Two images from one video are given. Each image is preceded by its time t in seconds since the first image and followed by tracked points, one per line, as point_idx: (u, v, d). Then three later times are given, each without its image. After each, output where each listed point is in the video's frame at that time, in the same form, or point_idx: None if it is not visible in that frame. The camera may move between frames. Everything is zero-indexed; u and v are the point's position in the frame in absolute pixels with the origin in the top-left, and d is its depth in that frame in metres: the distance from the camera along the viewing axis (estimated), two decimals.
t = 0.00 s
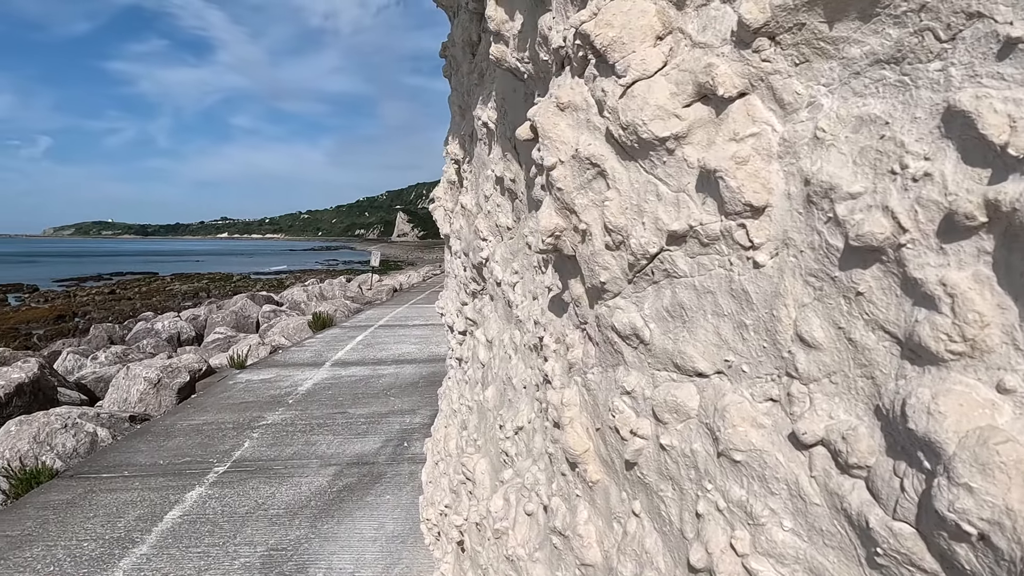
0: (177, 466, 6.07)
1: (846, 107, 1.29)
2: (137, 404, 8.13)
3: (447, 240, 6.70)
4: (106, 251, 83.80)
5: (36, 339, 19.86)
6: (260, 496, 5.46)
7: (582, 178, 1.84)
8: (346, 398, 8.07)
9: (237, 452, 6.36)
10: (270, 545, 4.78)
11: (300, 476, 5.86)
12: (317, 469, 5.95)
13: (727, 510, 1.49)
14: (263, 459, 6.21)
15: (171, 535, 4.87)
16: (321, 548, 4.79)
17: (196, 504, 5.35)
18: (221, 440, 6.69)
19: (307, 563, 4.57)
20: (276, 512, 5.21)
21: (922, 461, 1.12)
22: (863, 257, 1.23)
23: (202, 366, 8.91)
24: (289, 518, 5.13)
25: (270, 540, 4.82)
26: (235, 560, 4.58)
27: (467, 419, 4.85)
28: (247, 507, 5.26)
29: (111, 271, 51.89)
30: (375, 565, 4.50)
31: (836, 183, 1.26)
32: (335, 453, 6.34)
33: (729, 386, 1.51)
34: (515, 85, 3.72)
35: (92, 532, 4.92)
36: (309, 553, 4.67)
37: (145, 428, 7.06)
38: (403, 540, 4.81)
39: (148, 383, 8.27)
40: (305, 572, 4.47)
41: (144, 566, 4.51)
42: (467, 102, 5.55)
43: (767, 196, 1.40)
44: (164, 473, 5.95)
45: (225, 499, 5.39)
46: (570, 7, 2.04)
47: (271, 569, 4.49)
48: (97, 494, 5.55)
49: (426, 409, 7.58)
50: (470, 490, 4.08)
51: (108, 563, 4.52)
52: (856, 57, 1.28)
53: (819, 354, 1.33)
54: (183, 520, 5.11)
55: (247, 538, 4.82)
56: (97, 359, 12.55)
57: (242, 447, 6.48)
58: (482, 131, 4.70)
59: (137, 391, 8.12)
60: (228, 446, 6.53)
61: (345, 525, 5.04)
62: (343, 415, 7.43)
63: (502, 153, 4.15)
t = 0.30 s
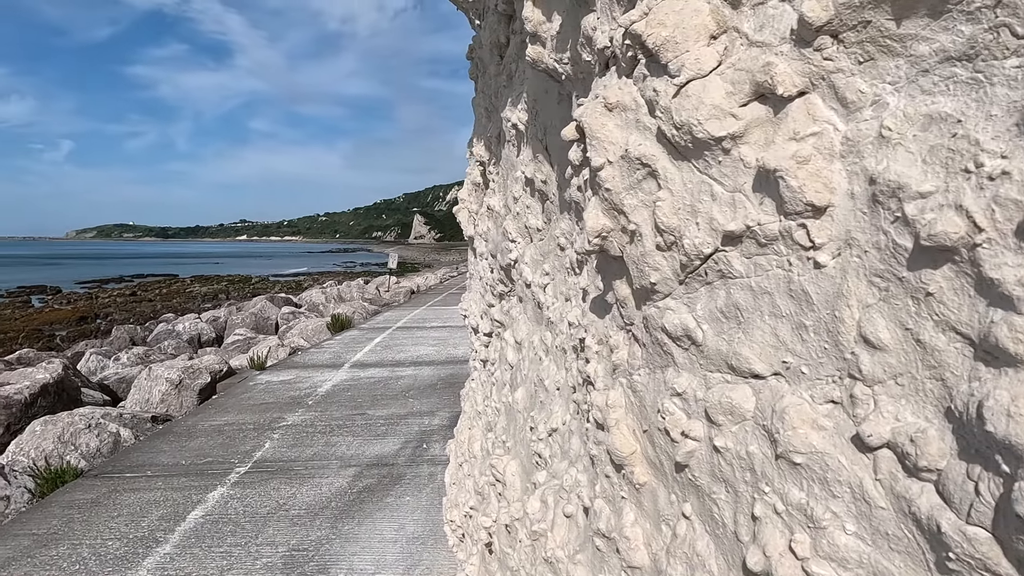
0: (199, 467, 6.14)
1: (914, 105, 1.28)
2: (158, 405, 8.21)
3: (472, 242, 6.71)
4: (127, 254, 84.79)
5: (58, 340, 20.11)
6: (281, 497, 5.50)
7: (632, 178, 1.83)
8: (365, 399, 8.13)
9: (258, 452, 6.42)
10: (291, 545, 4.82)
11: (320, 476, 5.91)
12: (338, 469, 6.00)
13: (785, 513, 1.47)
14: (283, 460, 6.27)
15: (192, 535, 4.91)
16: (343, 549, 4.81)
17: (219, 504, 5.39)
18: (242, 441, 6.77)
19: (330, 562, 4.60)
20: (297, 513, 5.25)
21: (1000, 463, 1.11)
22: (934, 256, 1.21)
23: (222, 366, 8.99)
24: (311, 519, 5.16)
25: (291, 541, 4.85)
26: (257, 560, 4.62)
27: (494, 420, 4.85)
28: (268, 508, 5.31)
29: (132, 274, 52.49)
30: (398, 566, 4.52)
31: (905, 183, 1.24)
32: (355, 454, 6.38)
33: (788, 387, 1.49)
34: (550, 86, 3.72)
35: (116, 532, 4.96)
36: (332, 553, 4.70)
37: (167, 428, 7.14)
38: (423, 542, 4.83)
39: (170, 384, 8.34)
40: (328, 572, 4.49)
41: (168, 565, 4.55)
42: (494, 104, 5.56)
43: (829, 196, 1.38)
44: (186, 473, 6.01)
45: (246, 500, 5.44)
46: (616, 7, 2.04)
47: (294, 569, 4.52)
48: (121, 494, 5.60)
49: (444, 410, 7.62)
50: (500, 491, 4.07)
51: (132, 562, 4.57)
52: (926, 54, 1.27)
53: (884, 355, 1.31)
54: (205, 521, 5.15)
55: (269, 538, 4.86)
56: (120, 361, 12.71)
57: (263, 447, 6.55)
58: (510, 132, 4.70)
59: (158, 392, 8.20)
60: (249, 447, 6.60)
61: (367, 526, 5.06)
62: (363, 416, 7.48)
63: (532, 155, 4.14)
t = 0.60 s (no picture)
0: (222, 466, 6.20)
1: (986, 104, 1.26)
2: (181, 406, 8.24)
3: (497, 243, 6.71)
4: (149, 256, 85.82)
5: (82, 341, 20.38)
6: (302, 497, 5.54)
7: (683, 179, 1.82)
8: (385, 401, 8.16)
9: (279, 452, 6.48)
10: (314, 546, 4.84)
11: (342, 477, 5.95)
12: (359, 470, 6.04)
13: (846, 517, 1.45)
14: (305, 460, 6.32)
15: (216, 534, 4.94)
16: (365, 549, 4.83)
17: (242, 504, 5.43)
18: (263, 441, 6.83)
19: (352, 562, 4.62)
20: (319, 513, 5.28)
21: None
22: (1007, 258, 1.19)
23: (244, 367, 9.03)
24: (333, 519, 5.19)
25: (314, 541, 4.88)
26: (280, 559, 4.65)
27: (522, 422, 4.84)
28: (290, 508, 5.35)
29: (154, 275, 53.09)
30: (420, 567, 4.54)
31: (977, 184, 1.23)
32: (376, 455, 6.42)
33: (848, 391, 1.48)
34: (584, 87, 3.72)
35: (141, 531, 5.00)
36: (354, 553, 4.72)
37: (190, 428, 7.22)
38: (444, 543, 4.84)
39: (193, 384, 8.36)
40: (351, 572, 4.51)
41: (192, 564, 4.58)
42: (522, 105, 5.56)
43: (894, 197, 1.37)
44: (209, 473, 6.06)
45: (269, 500, 5.48)
46: (663, 8, 2.03)
47: (317, 569, 4.54)
48: (146, 493, 5.65)
49: (464, 412, 7.63)
50: (531, 494, 4.05)
51: (157, 561, 4.61)
52: (997, 53, 1.26)
53: (952, 358, 1.29)
54: (229, 520, 5.19)
55: (292, 538, 4.89)
56: (143, 361, 12.87)
57: (285, 448, 6.60)
58: (540, 134, 4.70)
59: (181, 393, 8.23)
60: (271, 447, 6.66)
61: (389, 526, 5.08)
62: (383, 418, 7.51)
63: (564, 156, 4.14)
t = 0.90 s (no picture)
0: (245, 466, 6.26)
1: None
2: (203, 406, 8.37)
3: (522, 245, 6.72)
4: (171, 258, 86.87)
5: (106, 342, 20.69)
6: (325, 498, 5.58)
7: (733, 180, 1.81)
8: (406, 402, 8.19)
9: (301, 452, 6.53)
10: (336, 546, 4.86)
11: (363, 477, 5.98)
12: (380, 470, 6.08)
13: (908, 522, 1.44)
14: (327, 460, 6.37)
15: (239, 534, 4.98)
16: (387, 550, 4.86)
17: (265, 504, 5.47)
18: (286, 441, 6.89)
19: (376, 563, 4.64)
20: (341, 513, 5.31)
21: None
22: None
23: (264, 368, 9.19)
24: (355, 520, 5.21)
25: (336, 542, 4.90)
26: (303, 558, 4.69)
27: (549, 424, 4.83)
28: (312, 508, 5.39)
29: (176, 277, 53.70)
30: (442, 568, 4.55)
31: None
32: (398, 456, 6.45)
33: (908, 393, 1.46)
34: (619, 88, 3.72)
35: (166, 530, 5.05)
36: (378, 553, 4.75)
37: (214, 428, 7.30)
38: (465, 545, 4.85)
39: (215, 385, 8.48)
40: (374, 572, 4.53)
41: (216, 563, 4.61)
42: (550, 107, 5.56)
43: (958, 197, 1.35)
44: (233, 473, 6.12)
45: (291, 500, 5.52)
46: (710, 7, 2.03)
47: (340, 569, 4.56)
48: (170, 493, 5.70)
49: (484, 414, 7.64)
50: (561, 496, 4.01)
51: (182, 559, 4.64)
52: None
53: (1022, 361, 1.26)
54: (252, 520, 5.23)
55: (315, 538, 4.92)
56: (167, 362, 13.04)
57: (306, 448, 6.66)
58: (569, 136, 4.69)
59: (204, 393, 8.35)
60: (293, 447, 6.72)
61: (411, 528, 5.10)
62: (404, 419, 7.55)
63: (595, 157, 4.14)
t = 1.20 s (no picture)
0: (268, 466, 6.29)
1: None
2: (227, 406, 8.44)
3: (547, 245, 6.69)
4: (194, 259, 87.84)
5: (130, 342, 20.96)
6: (347, 498, 5.59)
7: (787, 176, 1.78)
8: (427, 402, 8.20)
9: (323, 452, 6.56)
10: (359, 546, 4.86)
11: (385, 477, 5.99)
12: (402, 471, 6.08)
13: (977, 525, 1.40)
14: (349, 460, 6.40)
15: (263, 533, 5.00)
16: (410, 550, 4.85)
17: (288, 504, 5.49)
18: (308, 441, 6.92)
19: (399, 563, 4.63)
20: (363, 513, 5.32)
21: None
22: None
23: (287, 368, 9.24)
24: (377, 520, 5.21)
25: (359, 542, 4.90)
26: (327, 558, 4.69)
27: (577, 425, 4.80)
28: (335, 508, 5.40)
29: (198, 279, 54.22)
30: (465, 569, 4.53)
31: None
32: (420, 457, 6.46)
33: (975, 393, 1.42)
34: (655, 86, 3.70)
35: (191, 528, 5.08)
36: (401, 554, 4.74)
37: (237, 428, 7.35)
38: (488, 546, 4.84)
39: (238, 386, 8.54)
40: (397, 573, 4.52)
41: (240, 563, 4.63)
42: (578, 106, 5.54)
43: None
44: (256, 472, 6.15)
45: (314, 500, 5.53)
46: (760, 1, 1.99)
47: (363, 569, 4.56)
48: (194, 492, 5.74)
49: (505, 415, 7.62)
50: (593, 497, 3.97)
51: (206, 558, 4.66)
52: None
53: None
54: (275, 520, 5.25)
55: (338, 538, 4.92)
56: (190, 362, 13.16)
57: (328, 448, 6.68)
58: (599, 135, 4.66)
59: (227, 394, 8.42)
60: (315, 447, 6.75)
61: (433, 529, 5.10)
62: (425, 419, 7.55)
63: (627, 156, 4.11)
